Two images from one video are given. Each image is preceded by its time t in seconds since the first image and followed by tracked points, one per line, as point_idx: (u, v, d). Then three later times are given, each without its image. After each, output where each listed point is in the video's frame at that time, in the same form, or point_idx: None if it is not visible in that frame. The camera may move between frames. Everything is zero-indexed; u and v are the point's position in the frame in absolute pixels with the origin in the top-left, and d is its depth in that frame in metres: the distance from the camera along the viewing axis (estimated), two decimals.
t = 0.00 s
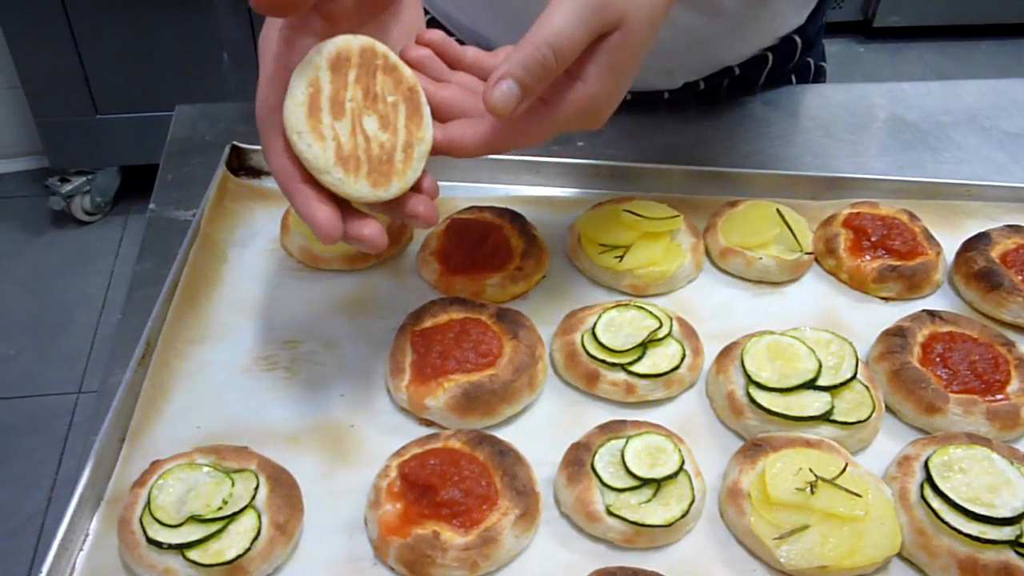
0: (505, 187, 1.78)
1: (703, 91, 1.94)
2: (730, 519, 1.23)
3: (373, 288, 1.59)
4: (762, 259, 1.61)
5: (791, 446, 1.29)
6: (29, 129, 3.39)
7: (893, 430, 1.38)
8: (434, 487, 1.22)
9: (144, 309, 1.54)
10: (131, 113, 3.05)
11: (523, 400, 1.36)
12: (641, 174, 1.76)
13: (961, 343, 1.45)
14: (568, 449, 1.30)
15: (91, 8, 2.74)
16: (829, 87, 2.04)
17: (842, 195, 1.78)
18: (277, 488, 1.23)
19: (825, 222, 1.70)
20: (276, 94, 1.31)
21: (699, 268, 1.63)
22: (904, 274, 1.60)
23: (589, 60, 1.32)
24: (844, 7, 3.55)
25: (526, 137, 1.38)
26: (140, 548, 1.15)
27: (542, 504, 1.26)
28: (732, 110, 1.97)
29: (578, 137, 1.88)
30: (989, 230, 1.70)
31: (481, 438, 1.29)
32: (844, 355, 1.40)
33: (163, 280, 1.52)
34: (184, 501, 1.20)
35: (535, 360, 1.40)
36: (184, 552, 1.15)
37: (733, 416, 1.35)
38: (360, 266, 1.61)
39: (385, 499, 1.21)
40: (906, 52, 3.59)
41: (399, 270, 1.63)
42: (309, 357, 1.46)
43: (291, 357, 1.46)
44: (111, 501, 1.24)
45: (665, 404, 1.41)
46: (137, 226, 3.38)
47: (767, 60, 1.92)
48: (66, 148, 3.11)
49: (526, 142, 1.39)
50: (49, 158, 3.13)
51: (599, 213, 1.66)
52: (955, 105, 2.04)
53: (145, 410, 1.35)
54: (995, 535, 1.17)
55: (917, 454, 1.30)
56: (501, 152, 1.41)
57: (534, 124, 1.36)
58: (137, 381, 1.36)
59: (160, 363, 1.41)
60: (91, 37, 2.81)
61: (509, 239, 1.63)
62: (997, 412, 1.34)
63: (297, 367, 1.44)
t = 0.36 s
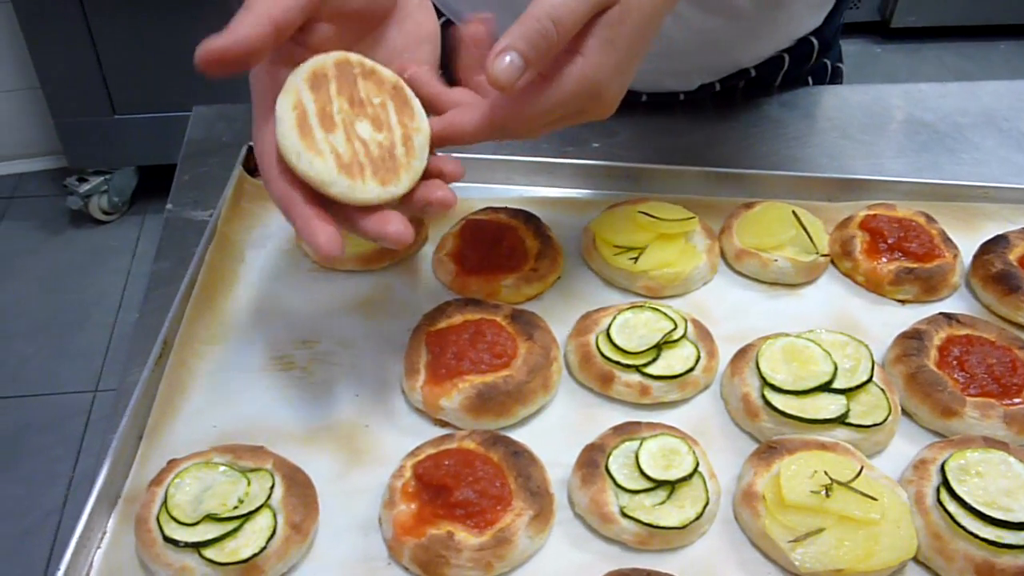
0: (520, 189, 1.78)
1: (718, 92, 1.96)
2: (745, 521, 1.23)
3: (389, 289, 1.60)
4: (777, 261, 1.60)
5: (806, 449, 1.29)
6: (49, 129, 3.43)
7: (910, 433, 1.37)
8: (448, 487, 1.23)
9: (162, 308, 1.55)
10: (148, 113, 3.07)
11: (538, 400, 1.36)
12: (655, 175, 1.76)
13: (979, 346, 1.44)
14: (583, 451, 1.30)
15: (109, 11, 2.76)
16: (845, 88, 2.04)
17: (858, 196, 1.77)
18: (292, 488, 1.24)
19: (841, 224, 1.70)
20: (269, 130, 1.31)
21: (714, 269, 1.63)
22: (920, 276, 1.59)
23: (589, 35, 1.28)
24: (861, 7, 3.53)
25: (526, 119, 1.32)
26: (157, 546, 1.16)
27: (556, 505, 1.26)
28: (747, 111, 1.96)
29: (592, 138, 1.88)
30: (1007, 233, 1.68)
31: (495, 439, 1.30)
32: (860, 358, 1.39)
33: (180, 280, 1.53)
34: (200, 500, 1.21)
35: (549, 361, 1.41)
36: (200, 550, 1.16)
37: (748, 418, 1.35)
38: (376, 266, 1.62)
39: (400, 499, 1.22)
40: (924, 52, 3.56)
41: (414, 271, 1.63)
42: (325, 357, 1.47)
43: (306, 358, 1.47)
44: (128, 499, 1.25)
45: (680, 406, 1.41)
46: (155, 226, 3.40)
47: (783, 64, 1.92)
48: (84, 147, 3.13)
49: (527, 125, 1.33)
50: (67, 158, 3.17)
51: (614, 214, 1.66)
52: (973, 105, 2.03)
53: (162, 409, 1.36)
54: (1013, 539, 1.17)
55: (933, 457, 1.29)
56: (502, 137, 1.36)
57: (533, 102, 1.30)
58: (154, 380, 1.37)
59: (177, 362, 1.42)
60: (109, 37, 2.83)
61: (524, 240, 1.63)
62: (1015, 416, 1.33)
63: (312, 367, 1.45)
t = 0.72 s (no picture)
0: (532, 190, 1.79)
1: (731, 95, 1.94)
2: (757, 523, 1.23)
3: (401, 290, 1.60)
4: (789, 263, 1.60)
5: (818, 451, 1.29)
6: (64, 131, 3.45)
7: (922, 435, 1.37)
8: (459, 488, 1.23)
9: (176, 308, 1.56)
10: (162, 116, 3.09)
11: (549, 401, 1.37)
12: (668, 176, 1.76)
13: (992, 348, 1.43)
14: (594, 452, 1.30)
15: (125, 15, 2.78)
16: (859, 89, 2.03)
17: (871, 198, 1.77)
18: (304, 488, 1.24)
19: (853, 226, 1.69)
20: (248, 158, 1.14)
21: (726, 271, 1.62)
22: (933, 278, 1.58)
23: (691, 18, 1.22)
24: (875, 8, 3.51)
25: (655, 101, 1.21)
26: (169, 545, 1.16)
27: (567, 505, 1.26)
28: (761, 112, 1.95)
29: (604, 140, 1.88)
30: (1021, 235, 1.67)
31: (506, 439, 1.30)
32: (873, 360, 1.39)
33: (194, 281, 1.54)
34: (213, 499, 1.22)
35: (561, 362, 1.41)
36: (213, 549, 1.17)
37: (760, 420, 1.35)
38: (390, 267, 1.62)
39: (412, 499, 1.22)
40: (938, 55, 3.54)
41: (425, 272, 1.64)
42: (336, 358, 1.48)
43: (318, 358, 1.48)
44: (142, 499, 1.26)
45: (692, 407, 1.40)
46: (168, 227, 3.42)
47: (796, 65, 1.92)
48: (98, 147, 3.15)
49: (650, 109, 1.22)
50: (82, 160, 3.19)
51: (625, 216, 1.66)
52: (988, 108, 2.02)
53: (175, 409, 1.37)
54: None
55: (946, 460, 1.29)
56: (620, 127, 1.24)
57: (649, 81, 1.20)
58: (167, 380, 1.38)
59: (190, 362, 1.44)
60: (124, 40, 2.85)
61: (535, 242, 1.64)
62: None
63: (325, 367, 1.46)
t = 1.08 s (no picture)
0: (531, 155, 1.77)
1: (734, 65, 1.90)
2: (758, 486, 1.22)
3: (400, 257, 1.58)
4: (792, 228, 1.58)
5: (821, 414, 1.27)
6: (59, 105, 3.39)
7: (926, 400, 1.36)
8: (458, 450, 1.22)
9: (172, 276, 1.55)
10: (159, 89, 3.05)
11: (549, 365, 1.35)
12: (670, 142, 1.74)
13: (997, 313, 1.41)
14: (595, 415, 1.29)
15: None
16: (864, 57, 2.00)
17: (877, 164, 1.74)
18: (302, 452, 1.24)
19: (857, 192, 1.67)
20: (348, 196, 1.24)
21: (728, 237, 1.61)
22: (938, 244, 1.56)
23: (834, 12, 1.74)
24: None
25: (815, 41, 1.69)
26: (167, 508, 1.16)
27: (567, 469, 1.25)
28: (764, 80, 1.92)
29: (605, 106, 1.86)
30: None
31: (506, 402, 1.29)
32: (876, 324, 1.37)
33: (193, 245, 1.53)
34: (209, 462, 1.20)
35: (561, 327, 1.39)
36: (210, 511, 1.15)
37: (762, 384, 1.34)
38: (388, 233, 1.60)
39: (410, 462, 1.21)
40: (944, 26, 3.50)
41: (424, 239, 1.62)
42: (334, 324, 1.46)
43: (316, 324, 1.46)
44: (139, 463, 1.25)
45: (693, 372, 1.39)
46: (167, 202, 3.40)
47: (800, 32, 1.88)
48: (93, 121, 3.12)
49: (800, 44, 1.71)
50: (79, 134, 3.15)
51: (626, 181, 1.64)
52: (995, 75, 1.99)
53: (172, 374, 1.36)
54: None
55: (950, 423, 1.28)
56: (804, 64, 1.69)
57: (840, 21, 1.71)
58: (163, 344, 1.37)
59: (187, 326, 1.42)
60: (120, 14, 2.81)
61: (535, 207, 1.62)
62: None
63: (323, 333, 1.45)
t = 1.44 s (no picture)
0: (514, 96, 1.73)
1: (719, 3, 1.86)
2: (741, 419, 1.22)
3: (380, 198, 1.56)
4: (778, 167, 1.56)
5: (805, 347, 1.26)
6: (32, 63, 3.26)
7: (910, 334, 1.35)
8: (438, 385, 1.20)
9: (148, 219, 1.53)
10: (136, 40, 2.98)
11: (530, 303, 1.34)
12: (655, 81, 1.70)
13: (983, 248, 1.40)
14: (577, 351, 1.28)
15: None
16: None
17: (861, 104, 1.72)
18: (280, 388, 1.22)
19: (843, 130, 1.64)
20: (310, 145, 1.14)
21: (713, 176, 1.58)
22: (925, 181, 1.55)
23: None
24: None
25: None
26: (143, 444, 1.15)
27: (549, 405, 1.24)
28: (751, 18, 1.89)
29: (589, 46, 1.82)
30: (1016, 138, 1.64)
31: (486, 338, 1.27)
32: (861, 260, 1.36)
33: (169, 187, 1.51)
34: (186, 398, 1.19)
35: (542, 265, 1.37)
36: (187, 447, 1.14)
37: (745, 319, 1.32)
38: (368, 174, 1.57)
39: (389, 398, 1.21)
40: None
41: (404, 180, 1.59)
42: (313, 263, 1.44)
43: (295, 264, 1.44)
44: (115, 402, 1.25)
45: (676, 309, 1.38)
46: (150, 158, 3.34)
47: None
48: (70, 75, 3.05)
49: None
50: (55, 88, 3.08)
51: (611, 121, 1.61)
52: (986, 13, 1.95)
53: (149, 314, 1.35)
54: (1013, 433, 1.16)
55: (934, 355, 1.27)
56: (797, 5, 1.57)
57: None
58: (139, 285, 1.36)
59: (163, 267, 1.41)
60: None
61: (517, 147, 1.59)
62: (1018, 317, 1.31)
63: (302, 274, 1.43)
